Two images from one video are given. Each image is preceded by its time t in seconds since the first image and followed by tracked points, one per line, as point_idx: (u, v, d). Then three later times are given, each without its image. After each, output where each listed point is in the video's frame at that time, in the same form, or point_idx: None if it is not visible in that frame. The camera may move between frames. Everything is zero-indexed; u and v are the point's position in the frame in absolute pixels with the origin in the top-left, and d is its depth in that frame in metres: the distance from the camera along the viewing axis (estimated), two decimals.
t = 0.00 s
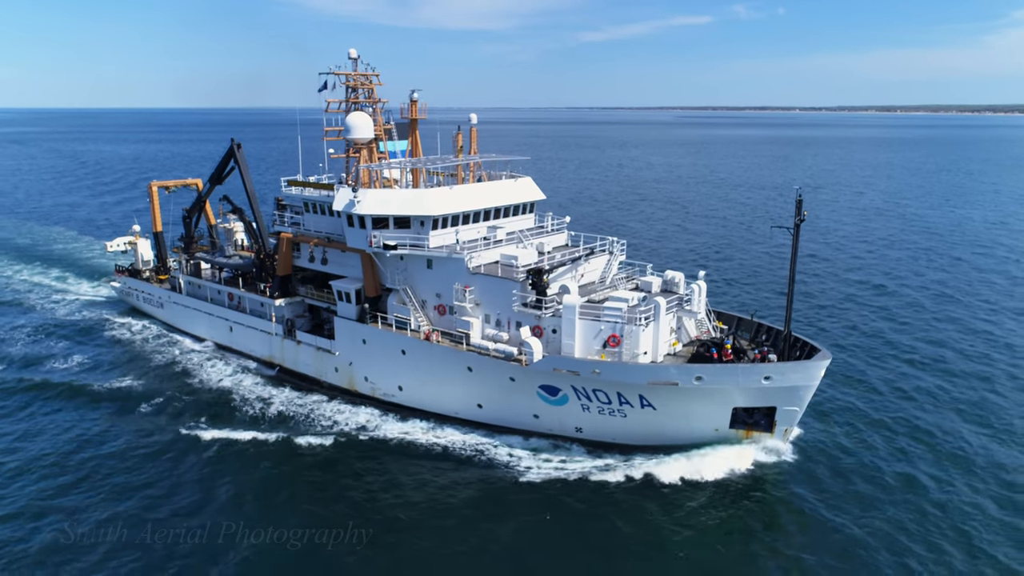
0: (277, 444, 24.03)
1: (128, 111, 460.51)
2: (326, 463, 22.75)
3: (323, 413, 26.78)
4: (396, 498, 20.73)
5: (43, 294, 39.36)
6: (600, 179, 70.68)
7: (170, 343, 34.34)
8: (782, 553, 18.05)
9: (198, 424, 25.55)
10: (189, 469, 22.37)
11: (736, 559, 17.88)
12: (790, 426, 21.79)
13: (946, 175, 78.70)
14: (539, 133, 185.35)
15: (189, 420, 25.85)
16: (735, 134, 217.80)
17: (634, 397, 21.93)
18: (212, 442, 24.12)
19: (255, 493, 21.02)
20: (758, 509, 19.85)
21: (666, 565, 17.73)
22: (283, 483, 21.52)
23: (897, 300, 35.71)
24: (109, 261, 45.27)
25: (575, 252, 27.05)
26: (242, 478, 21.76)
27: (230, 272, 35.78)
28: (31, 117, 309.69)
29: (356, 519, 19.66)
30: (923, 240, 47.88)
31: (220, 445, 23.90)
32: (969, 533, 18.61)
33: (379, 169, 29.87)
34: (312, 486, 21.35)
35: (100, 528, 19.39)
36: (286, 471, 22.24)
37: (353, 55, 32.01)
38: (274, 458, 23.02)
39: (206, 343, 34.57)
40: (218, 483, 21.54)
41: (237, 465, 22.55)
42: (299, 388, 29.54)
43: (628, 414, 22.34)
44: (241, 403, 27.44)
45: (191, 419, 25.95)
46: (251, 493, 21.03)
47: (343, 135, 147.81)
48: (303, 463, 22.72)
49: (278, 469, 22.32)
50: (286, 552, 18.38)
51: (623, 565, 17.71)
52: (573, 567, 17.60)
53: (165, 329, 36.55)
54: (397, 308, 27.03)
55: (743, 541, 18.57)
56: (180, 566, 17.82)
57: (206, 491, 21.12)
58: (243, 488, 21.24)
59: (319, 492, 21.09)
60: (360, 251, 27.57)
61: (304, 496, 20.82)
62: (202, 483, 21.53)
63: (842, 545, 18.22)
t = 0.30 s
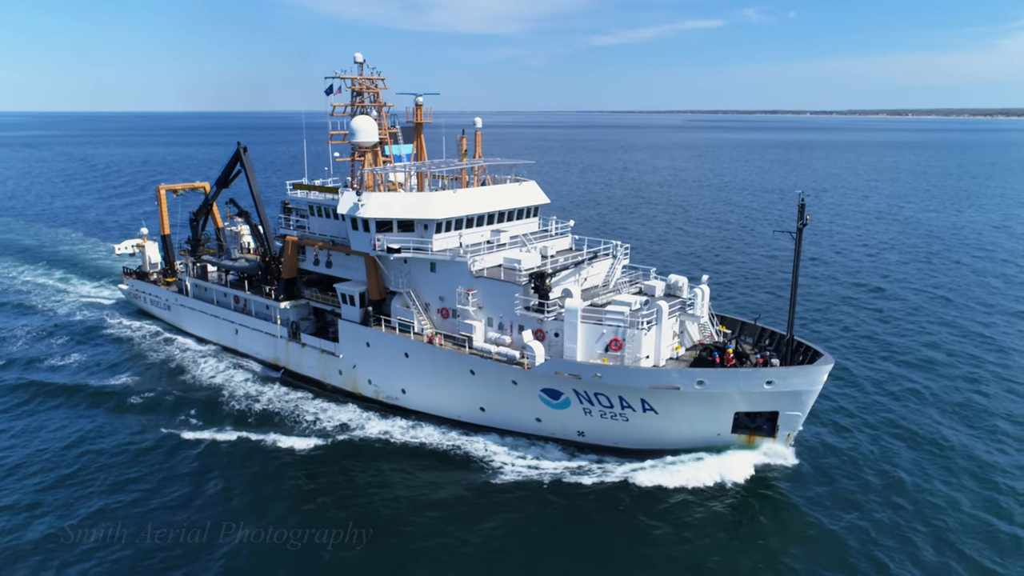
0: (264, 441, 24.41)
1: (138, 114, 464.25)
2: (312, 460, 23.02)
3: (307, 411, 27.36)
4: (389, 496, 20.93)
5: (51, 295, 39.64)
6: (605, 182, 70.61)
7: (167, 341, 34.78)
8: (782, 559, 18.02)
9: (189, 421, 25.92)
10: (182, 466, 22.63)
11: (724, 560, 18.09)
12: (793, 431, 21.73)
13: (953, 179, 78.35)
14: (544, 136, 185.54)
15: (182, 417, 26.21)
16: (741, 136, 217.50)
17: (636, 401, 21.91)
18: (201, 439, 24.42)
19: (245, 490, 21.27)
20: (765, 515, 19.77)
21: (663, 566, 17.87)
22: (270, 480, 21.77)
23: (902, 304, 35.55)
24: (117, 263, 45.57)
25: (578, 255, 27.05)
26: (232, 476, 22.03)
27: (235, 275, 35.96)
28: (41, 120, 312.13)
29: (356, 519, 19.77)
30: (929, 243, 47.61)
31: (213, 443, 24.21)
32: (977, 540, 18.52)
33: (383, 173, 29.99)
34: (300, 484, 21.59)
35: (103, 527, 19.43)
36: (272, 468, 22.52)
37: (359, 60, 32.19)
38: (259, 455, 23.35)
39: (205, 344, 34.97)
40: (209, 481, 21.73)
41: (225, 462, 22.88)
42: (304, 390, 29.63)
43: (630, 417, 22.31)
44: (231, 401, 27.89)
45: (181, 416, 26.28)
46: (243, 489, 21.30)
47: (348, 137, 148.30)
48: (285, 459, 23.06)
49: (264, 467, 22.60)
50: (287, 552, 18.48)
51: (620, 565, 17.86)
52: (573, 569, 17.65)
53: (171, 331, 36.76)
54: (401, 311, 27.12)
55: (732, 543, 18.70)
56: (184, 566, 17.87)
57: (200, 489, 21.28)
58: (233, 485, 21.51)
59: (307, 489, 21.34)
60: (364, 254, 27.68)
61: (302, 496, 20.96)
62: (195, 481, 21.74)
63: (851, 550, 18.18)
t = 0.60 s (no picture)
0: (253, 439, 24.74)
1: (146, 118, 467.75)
2: (300, 458, 23.36)
3: (291, 408, 27.80)
4: (373, 491, 21.28)
5: (58, 297, 39.93)
6: (609, 186, 70.64)
7: (168, 341, 35.19)
8: (782, 563, 17.93)
9: (181, 420, 26.27)
10: (176, 464, 22.89)
11: (705, 552, 18.40)
12: (795, 435, 21.65)
13: (959, 183, 78.01)
14: (550, 140, 185.41)
15: (177, 416, 26.56)
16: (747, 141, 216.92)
17: (637, 404, 21.88)
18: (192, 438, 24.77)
19: (238, 487, 21.51)
20: (764, 519, 19.71)
21: (647, 559, 18.14)
22: (259, 479, 22.00)
23: (907, 308, 35.36)
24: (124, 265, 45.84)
25: (581, 259, 27.03)
26: (225, 474, 22.25)
27: (240, 278, 36.14)
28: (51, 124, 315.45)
29: (356, 519, 19.83)
30: (934, 247, 47.37)
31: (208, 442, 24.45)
32: (980, 544, 18.45)
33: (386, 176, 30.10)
34: (287, 480, 21.89)
35: (104, 526, 19.54)
36: (260, 465, 22.85)
37: (363, 64, 32.38)
38: (246, 453, 23.70)
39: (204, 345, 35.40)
40: (201, 479, 21.98)
41: (214, 459, 23.22)
42: (306, 392, 29.70)
43: (631, 421, 22.27)
44: (219, 399, 28.29)
45: (175, 416, 26.56)
46: (234, 486, 21.55)
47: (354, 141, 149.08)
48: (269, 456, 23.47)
49: (251, 464, 22.92)
50: (287, 552, 18.50)
51: (613, 566, 17.89)
52: (571, 569, 17.67)
53: (176, 333, 36.96)
54: (403, 314, 27.19)
55: (707, 537, 18.97)
56: (184, 568, 17.88)
57: (192, 487, 21.49)
58: (225, 483, 21.75)
59: (297, 486, 21.58)
60: (367, 257, 27.76)
61: (297, 496, 21.08)
62: (186, 479, 21.94)
63: (852, 554, 18.12)
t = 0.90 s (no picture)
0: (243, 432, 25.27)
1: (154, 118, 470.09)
2: (286, 452, 23.80)
3: (288, 405, 28.04)
4: (367, 488, 21.54)
5: (64, 296, 40.17)
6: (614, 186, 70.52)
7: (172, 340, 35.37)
8: (782, 565, 17.87)
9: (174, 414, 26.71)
10: (167, 455, 23.49)
11: (684, 544, 18.71)
12: (796, 437, 21.60)
13: (966, 183, 77.58)
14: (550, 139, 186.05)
15: (169, 410, 27.03)
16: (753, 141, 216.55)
17: (638, 405, 21.87)
18: (182, 431, 25.24)
19: (228, 477, 22.16)
20: (764, 520, 19.65)
21: (639, 555, 18.30)
22: (248, 468, 22.69)
23: (912, 309, 35.20)
24: (130, 264, 46.08)
25: (583, 259, 27.05)
26: (214, 465, 22.87)
27: (244, 277, 36.28)
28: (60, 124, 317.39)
29: (356, 519, 19.87)
30: (940, 248, 47.13)
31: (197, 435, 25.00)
32: (985, 544, 18.36)
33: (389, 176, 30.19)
34: (274, 470, 22.57)
35: (103, 526, 19.57)
36: (249, 457, 23.40)
37: (367, 64, 32.48)
38: (235, 445, 24.25)
39: (208, 344, 35.61)
40: (191, 468, 22.63)
41: (204, 451, 23.77)
42: (308, 391, 29.85)
43: (632, 422, 22.26)
44: (209, 393, 28.84)
45: (167, 409, 27.12)
46: (225, 476, 22.20)
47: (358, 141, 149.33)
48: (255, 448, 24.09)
49: (240, 457, 23.41)
50: (287, 551, 18.56)
51: (613, 567, 17.86)
52: (568, 569, 17.69)
53: (181, 333, 37.14)
54: (405, 314, 27.25)
55: (682, 528, 19.36)
56: (185, 567, 17.93)
57: (182, 476, 22.15)
58: (216, 473, 22.38)
59: (286, 476, 22.29)
60: (370, 257, 27.85)
61: (297, 495, 21.16)
62: (177, 470, 22.49)
63: (856, 555, 18.06)
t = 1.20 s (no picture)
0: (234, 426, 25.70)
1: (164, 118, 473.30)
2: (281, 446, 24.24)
3: (291, 403, 28.18)
4: (368, 488, 21.58)
5: (73, 294, 40.46)
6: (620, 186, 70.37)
7: (179, 340, 35.58)
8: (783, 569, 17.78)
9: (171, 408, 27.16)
10: (168, 451, 23.69)
11: (682, 549, 18.60)
12: (799, 438, 21.54)
13: (975, 183, 77.01)
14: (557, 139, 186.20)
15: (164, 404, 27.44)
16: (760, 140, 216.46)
17: (640, 406, 21.84)
18: (178, 426, 25.59)
19: (222, 469, 22.59)
20: (766, 523, 19.57)
21: (639, 558, 18.25)
22: (241, 461, 23.12)
23: (918, 310, 34.96)
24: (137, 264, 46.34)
25: (587, 259, 27.04)
26: (208, 458, 23.27)
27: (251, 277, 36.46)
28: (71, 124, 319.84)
29: (356, 519, 19.92)
30: (947, 248, 46.81)
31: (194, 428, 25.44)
32: (990, 549, 18.22)
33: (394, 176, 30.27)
34: (265, 462, 23.05)
35: (105, 524, 19.65)
36: (244, 452, 23.70)
37: (372, 65, 32.58)
38: (230, 440, 24.55)
39: (214, 343, 35.79)
40: (185, 461, 23.03)
41: (204, 448, 23.95)
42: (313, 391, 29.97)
43: (635, 423, 22.24)
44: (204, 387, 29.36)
45: (165, 403, 27.58)
46: (219, 468, 22.64)
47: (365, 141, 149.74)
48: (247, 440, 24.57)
49: (236, 452, 23.67)
50: (287, 552, 18.60)
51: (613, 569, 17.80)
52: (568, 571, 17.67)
53: (187, 332, 37.35)
54: (409, 314, 27.33)
55: (677, 528, 19.39)
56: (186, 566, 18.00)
57: (176, 469, 22.57)
58: (210, 465, 22.82)
59: (278, 468, 22.74)
60: (374, 257, 27.94)
61: (298, 494, 21.22)
62: (172, 463, 22.88)
63: (857, 559, 17.96)
